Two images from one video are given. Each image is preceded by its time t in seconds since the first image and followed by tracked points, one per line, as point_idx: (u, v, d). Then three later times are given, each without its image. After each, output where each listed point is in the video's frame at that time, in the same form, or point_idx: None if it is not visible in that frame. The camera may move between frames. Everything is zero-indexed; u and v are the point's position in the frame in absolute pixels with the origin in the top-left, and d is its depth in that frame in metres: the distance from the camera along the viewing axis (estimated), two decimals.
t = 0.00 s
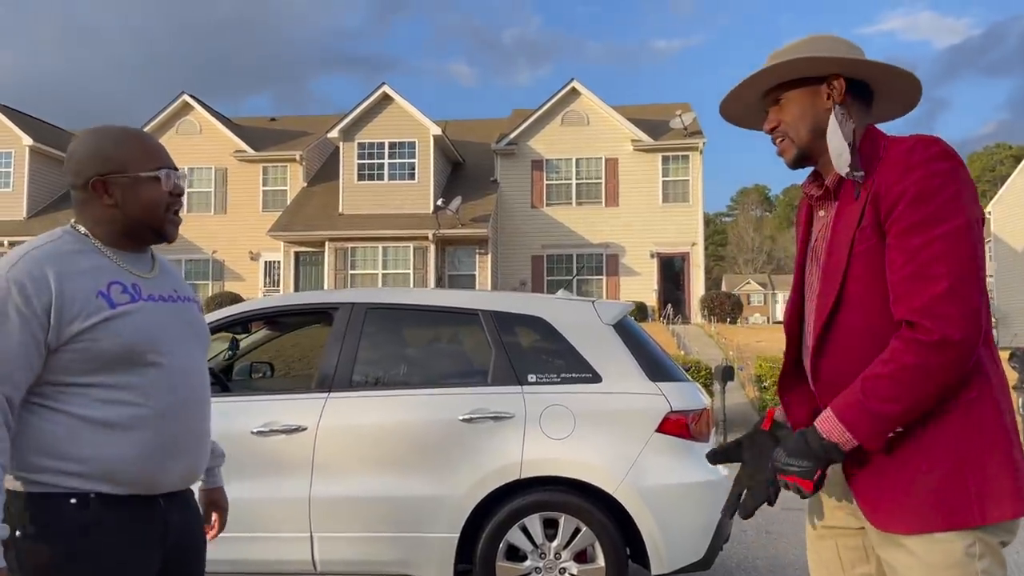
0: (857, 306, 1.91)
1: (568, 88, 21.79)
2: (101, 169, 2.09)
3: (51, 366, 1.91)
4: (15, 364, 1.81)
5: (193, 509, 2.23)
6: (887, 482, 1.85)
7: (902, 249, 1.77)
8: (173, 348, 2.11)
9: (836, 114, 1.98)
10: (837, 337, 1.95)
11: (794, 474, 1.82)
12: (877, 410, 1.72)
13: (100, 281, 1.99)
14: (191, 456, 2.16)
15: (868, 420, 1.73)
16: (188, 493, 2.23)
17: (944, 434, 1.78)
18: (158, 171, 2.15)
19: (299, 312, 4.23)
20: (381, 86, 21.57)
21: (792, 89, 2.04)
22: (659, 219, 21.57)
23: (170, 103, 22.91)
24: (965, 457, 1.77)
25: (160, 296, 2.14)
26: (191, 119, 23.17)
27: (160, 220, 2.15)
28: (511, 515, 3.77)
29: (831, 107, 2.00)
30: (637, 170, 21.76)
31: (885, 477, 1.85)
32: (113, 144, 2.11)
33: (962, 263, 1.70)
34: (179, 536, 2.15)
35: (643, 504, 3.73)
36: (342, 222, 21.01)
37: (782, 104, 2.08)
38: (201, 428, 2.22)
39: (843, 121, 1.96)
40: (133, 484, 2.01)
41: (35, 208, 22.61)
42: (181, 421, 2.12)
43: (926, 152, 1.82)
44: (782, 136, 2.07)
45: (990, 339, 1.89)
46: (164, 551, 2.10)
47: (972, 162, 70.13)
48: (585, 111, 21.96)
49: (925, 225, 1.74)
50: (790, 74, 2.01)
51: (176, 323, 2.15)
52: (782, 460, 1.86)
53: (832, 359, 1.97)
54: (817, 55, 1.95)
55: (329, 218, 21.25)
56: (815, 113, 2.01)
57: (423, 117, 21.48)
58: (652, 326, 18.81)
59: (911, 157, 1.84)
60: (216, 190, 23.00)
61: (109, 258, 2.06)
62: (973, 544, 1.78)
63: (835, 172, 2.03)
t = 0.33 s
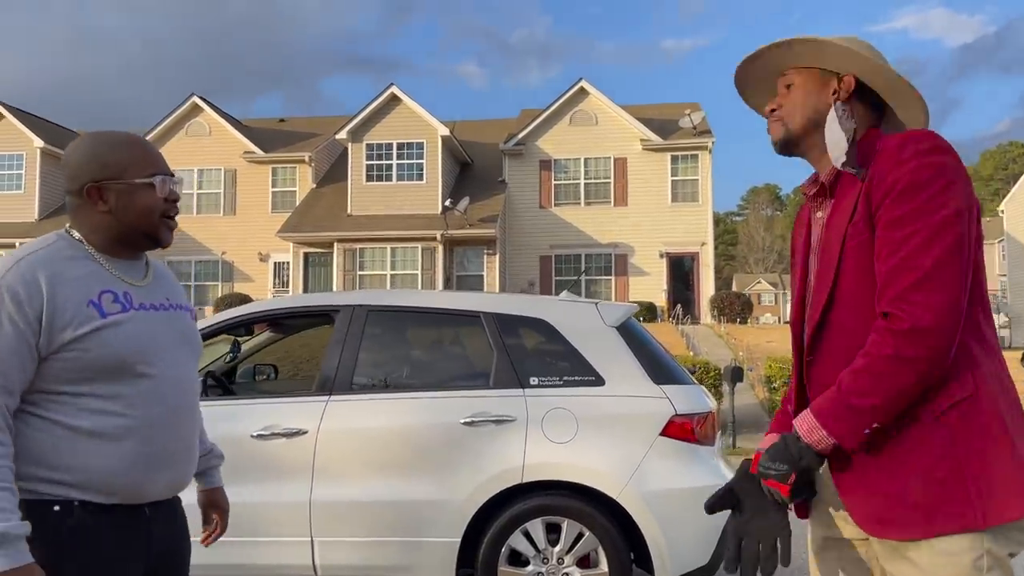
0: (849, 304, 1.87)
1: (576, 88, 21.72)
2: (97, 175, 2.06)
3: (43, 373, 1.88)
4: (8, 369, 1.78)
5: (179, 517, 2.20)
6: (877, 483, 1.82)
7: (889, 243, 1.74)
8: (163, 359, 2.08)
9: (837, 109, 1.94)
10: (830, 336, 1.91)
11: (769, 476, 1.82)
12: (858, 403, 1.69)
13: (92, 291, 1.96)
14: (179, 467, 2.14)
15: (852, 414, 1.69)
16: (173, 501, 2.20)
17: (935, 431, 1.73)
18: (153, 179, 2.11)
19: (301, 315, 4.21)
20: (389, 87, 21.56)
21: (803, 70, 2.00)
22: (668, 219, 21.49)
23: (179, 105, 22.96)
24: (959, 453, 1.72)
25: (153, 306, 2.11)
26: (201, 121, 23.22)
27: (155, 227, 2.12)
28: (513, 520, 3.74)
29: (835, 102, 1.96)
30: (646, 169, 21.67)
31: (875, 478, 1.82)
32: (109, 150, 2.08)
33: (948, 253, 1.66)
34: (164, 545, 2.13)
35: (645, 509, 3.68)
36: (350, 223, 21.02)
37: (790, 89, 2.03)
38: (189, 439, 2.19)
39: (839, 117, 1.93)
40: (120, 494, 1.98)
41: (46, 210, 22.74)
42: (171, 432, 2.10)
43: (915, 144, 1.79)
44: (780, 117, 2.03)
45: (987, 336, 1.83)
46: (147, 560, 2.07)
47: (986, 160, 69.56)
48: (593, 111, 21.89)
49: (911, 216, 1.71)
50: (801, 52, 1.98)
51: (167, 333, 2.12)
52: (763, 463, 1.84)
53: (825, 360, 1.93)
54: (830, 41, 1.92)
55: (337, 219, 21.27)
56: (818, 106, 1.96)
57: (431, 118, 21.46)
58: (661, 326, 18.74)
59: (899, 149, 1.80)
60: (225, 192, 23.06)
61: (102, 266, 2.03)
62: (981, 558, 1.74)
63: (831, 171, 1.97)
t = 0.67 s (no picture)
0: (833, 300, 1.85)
1: (587, 86, 21.64)
2: (74, 176, 2.04)
3: (14, 373, 1.88)
4: None
5: (155, 527, 2.17)
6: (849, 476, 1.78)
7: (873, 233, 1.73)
8: (140, 365, 2.06)
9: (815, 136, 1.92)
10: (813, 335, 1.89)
11: (735, 453, 1.85)
12: (830, 385, 1.67)
13: (68, 292, 1.95)
14: (155, 473, 2.11)
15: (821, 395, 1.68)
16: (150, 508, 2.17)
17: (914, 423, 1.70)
18: (130, 180, 2.10)
19: (302, 315, 4.18)
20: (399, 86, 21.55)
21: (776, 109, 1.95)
22: (679, 218, 21.39)
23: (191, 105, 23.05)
24: (936, 447, 1.69)
25: (133, 308, 2.10)
26: (212, 121, 23.29)
27: (135, 229, 2.10)
28: (514, 521, 3.71)
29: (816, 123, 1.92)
30: (657, 168, 21.57)
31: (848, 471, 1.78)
32: (85, 152, 2.06)
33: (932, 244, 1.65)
34: (138, 557, 2.09)
35: (647, 510, 3.64)
36: (361, 222, 21.03)
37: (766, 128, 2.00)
38: (167, 444, 2.17)
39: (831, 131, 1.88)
40: (93, 501, 1.96)
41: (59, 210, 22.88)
42: (147, 438, 2.07)
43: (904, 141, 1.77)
44: (773, 157, 1.99)
45: (974, 340, 1.80)
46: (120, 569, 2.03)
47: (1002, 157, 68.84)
48: (604, 109, 21.80)
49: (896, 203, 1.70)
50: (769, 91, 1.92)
51: (145, 338, 2.10)
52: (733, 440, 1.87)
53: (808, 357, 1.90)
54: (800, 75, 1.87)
55: (348, 219, 21.28)
56: (800, 131, 1.93)
57: (441, 117, 21.44)
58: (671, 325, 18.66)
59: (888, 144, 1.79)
60: (236, 191, 23.14)
61: (85, 269, 2.02)
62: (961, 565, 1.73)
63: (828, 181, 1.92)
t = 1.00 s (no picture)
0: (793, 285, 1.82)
1: (599, 84, 21.58)
2: (33, 168, 2.08)
3: None
4: None
5: (143, 521, 2.15)
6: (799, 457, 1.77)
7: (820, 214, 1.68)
8: (122, 352, 2.05)
9: (826, 127, 1.82)
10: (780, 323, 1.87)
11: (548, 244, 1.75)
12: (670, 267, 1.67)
13: (48, 277, 1.96)
14: (142, 463, 2.11)
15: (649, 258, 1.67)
16: (138, 501, 2.16)
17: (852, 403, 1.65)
18: (87, 166, 2.11)
19: (307, 313, 4.18)
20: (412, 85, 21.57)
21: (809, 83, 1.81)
22: (692, 216, 21.30)
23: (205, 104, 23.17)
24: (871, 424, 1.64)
25: (118, 295, 2.10)
26: (225, 120, 23.41)
27: (98, 213, 2.10)
28: (521, 518, 3.70)
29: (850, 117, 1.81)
30: (670, 166, 21.49)
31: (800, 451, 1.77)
32: (42, 145, 2.10)
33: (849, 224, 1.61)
34: (127, 553, 2.08)
35: (652, 511, 3.62)
36: (373, 221, 21.07)
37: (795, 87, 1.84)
38: (155, 434, 2.16)
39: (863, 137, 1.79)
40: (75, 493, 1.95)
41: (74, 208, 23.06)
42: (132, 427, 2.06)
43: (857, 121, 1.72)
44: (786, 123, 1.89)
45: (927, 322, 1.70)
46: (107, 568, 2.02)
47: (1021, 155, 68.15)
48: (616, 107, 21.73)
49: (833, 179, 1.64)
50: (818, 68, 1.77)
51: (129, 325, 2.09)
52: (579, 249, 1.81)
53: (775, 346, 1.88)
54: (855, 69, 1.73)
55: (360, 217, 21.32)
56: (817, 116, 1.83)
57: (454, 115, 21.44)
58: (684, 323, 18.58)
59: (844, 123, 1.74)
60: (250, 190, 23.25)
61: (61, 254, 2.04)
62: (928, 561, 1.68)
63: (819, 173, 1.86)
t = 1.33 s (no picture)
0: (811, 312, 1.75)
1: (610, 83, 21.54)
2: (14, 163, 2.08)
3: None
4: None
5: (145, 521, 2.16)
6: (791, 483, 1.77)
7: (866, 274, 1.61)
8: (113, 348, 2.05)
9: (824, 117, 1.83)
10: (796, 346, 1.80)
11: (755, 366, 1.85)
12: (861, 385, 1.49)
13: (33, 276, 1.97)
14: (138, 461, 2.10)
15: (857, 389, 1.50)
16: (139, 497, 2.16)
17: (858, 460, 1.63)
18: (68, 156, 2.12)
19: (316, 311, 4.19)
20: (422, 85, 21.60)
21: (787, 67, 1.84)
22: (703, 215, 21.22)
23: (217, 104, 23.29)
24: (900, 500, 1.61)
25: (105, 290, 2.10)
26: (237, 120, 23.51)
27: (81, 203, 2.12)
28: (527, 518, 3.69)
29: (827, 102, 1.83)
30: (681, 166, 21.42)
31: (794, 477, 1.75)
32: (21, 140, 2.10)
33: (939, 307, 1.48)
34: (128, 551, 2.09)
35: (660, 512, 3.60)
36: (384, 220, 21.10)
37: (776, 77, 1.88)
38: (151, 430, 2.15)
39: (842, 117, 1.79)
40: (69, 491, 1.96)
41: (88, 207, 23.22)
42: (127, 423, 2.06)
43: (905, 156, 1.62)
44: (768, 114, 1.91)
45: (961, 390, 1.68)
46: (106, 567, 2.02)
47: None
48: (627, 106, 21.68)
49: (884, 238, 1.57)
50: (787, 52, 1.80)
51: (119, 320, 2.09)
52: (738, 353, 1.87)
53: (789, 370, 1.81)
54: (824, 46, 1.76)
55: (371, 216, 21.36)
56: (805, 107, 1.84)
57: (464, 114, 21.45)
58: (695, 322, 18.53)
59: (887, 158, 1.64)
60: (261, 189, 23.33)
61: (47, 255, 2.04)
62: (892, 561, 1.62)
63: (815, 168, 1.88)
